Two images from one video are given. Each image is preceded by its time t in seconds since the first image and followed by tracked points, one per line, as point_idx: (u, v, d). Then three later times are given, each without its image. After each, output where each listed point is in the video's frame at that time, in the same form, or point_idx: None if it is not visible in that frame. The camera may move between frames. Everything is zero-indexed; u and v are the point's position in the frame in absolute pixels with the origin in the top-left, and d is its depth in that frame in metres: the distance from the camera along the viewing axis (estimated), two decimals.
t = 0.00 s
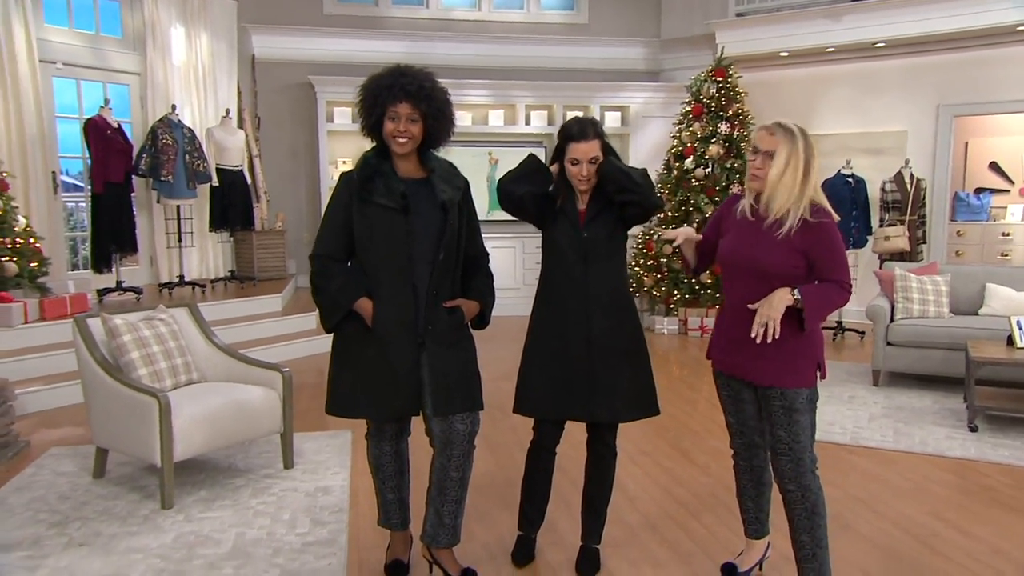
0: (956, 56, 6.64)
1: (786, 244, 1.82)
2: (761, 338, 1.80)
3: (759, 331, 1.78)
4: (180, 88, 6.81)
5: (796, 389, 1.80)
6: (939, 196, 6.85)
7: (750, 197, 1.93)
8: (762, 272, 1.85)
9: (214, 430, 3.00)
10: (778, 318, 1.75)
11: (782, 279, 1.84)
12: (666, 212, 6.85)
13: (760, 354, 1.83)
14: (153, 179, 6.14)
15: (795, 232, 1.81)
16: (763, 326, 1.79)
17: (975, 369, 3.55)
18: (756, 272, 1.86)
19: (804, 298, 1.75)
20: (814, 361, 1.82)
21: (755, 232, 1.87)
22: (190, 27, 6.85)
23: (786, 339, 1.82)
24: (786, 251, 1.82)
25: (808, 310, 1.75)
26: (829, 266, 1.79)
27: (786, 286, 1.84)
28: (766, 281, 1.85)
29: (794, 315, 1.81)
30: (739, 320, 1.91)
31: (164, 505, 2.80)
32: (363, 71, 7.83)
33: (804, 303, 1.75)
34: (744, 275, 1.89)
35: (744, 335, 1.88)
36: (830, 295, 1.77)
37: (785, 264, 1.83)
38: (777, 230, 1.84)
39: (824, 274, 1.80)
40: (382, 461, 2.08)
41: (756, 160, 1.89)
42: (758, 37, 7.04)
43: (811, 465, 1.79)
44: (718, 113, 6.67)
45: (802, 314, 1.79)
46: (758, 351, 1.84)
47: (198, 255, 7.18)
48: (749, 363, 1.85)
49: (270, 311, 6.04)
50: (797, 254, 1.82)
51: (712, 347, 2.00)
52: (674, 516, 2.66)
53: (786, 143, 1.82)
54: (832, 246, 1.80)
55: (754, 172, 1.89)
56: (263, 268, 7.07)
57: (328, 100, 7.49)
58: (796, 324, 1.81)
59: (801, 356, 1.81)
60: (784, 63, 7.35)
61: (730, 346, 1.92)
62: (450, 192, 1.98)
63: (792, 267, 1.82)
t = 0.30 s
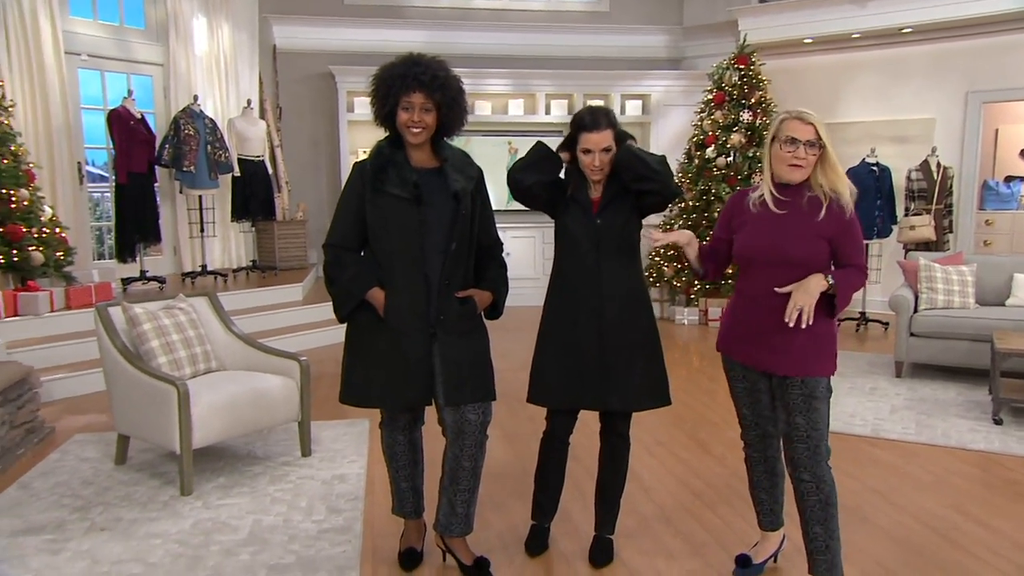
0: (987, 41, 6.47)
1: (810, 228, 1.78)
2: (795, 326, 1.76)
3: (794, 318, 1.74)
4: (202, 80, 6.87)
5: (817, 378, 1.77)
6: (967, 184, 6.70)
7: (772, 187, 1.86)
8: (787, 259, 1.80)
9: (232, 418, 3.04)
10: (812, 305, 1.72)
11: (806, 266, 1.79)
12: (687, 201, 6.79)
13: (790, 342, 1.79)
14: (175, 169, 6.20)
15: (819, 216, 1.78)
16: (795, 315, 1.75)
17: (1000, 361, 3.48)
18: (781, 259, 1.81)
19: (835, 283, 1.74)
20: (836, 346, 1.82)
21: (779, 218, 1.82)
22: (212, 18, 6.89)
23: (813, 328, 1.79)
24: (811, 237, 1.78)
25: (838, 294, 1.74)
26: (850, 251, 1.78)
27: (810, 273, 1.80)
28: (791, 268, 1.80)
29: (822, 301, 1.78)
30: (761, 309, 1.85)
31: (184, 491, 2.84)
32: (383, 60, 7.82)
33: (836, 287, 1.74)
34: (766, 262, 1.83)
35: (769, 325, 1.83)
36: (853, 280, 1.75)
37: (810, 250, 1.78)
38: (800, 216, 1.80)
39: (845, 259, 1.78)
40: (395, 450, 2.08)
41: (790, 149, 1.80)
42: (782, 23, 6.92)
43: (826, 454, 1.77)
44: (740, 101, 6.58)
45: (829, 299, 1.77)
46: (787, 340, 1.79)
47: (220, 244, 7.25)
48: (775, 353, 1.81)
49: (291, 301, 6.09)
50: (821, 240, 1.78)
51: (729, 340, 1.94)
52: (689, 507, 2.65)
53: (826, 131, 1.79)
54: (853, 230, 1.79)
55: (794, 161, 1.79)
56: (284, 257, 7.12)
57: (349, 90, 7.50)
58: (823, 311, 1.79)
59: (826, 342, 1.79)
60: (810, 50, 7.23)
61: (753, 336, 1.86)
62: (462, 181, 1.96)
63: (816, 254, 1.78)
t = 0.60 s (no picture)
0: (1006, 28, 6.37)
1: (818, 219, 1.76)
2: (808, 320, 1.74)
3: (807, 311, 1.71)
4: (214, 71, 6.89)
5: (820, 370, 1.75)
6: (984, 176, 6.63)
7: (775, 181, 1.84)
8: (795, 251, 1.77)
9: (240, 408, 3.06)
10: (825, 297, 1.69)
11: (813, 257, 1.77)
12: (698, 192, 6.75)
13: (802, 336, 1.76)
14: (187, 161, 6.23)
15: (827, 206, 1.76)
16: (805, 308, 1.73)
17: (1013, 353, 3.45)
18: (790, 252, 1.78)
19: (846, 274, 1.71)
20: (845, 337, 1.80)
21: (787, 209, 1.79)
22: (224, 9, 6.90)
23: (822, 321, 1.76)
24: (820, 228, 1.75)
25: (849, 285, 1.72)
26: (858, 240, 1.76)
27: (817, 265, 1.77)
28: (800, 260, 1.78)
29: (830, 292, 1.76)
30: (771, 303, 1.82)
31: (192, 481, 2.86)
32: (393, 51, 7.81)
33: (846, 278, 1.71)
34: (775, 255, 1.80)
35: (779, 319, 1.80)
36: (860, 271, 1.73)
37: (819, 241, 1.76)
38: (808, 207, 1.77)
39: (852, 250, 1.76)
40: (398, 441, 2.09)
41: (790, 140, 1.78)
42: (796, 11, 6.84)
43: (830, 446, 1.76)
44: (754, 90, 6.52)
45: (837, 290, 1.75)
46: (798, 334, 1.76)
47: (232, 235, 7.29)
48: (783, 346, 1.78)
49: (302, 292, 6.12)
50: (828, 230, 1.76)
51: (735, 335, 1.91)
52: (695, 500, 2.64)
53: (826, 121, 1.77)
54: (860, 219, 1.77)
55: (795, 153, 1.77)
56: (296, 248, 7.15)
57: (361, 82, 7.49)
58: (831, 302, 1.76)
59: (836, 334, 1.77)
60: (824, 38, 7.14)
61: (762, 332, 1.82)
62: (463, 172, 1.93)
63: (824, 245, 1.76)
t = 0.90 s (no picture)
0: (1013, 24, 6.32)
1: (811, 218, 1.75)
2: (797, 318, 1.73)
3: (795, 309, 1.70)
4: (219, 69, 6.91)
5: (813, 370, 1.75)
6: (991, 171, 6.58)
7: (770, 181, 1.83)
8: (787, 250, 1.77)
9: (239, 406, 3.06)
10: (814, 295, 1.69)
11: (806, 255, 1.76)
12: (703, 190, 6.73)
13: (790, 335, 1.76)
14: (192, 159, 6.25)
15: (820, 205, 1.75)
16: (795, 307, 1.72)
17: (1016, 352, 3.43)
18: (781, 249, 1.77)
19: (836, 272, 1.70)
20: (838, 336, 1.79)
21: (779, 209, 1.78)
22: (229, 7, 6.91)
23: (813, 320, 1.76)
24: (812, 227, 1.74)
25: (839, 284, 1.70)
26: (852, 239, 1.75)
27: (809, 263, 1.76)
28: (792, 258, 1.77)
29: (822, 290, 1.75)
30: (763, 301, 1.82)
31: (191, 478, 2.87)
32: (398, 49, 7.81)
33: (837, 277, 1.70)
34: (768, 253, 1.80)
35: (770, 317, 1.80)
36: (853, 269, 1.71)
37: (812, 240, 1.74)
38: (801, 206, 1.76)
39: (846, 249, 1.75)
40: (394, 439, 2.09)
41: (784, 139, 1.77)
42: (802, 8, 6.81)
43: (824, 447, 1.75)
44: (758, 88, 6.51)
45: (829, 289, 1.73)
46: (787, 332, 1.76)
47: (237, 233, 7.30)
48: (774, 344, 1.78)
49: (306, 290, 6.12)
50: (821, 229, 1.75)
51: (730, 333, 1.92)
52: (693, 499, 2.63)
53: (820, 119, 1.75)
54: (855, 218, 1.75)
55: (788, 151, 1.76)
56: (301, 247, 7.16)
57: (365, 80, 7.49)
58: (823, 301, 1.75)
59: (827, 332, 1.76)
60: (830, 35, 7.11)
61: (754, 329, 1.83)
62: (456, 171, 1.93)
63: (816, 244, 1.75)
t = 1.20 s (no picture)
0: None
1: (807, 217, 1.74)
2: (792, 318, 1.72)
3: (788, 310, 1.69)
4: (230, 70, 6.94)
5: (811, 372, 1.73)
6: (1003, 171, 6.52)
7: (768, 182, 1.82)
8: (783, 249, 1.76)
9: (243, 406, 3.07)
10: (807, 296, 1.67)
11: (803, 255, 1.74)
12: (712, 190, 6.71)
13: (785, 335, 1.75)
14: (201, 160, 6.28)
15: (817, 205, 1.73)
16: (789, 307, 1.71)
17: None
18: (777, 249, 1.77)
19: (831, 273, 1.68)
20: (835, 337, 1.77)
21: (776, 208, 1.77)
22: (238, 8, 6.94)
23: (811, 321, 1.74)
24: (808, 226, 1.73)
25: (835, 284, 1.68)
26: (850, 239, 1.73)
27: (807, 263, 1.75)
28: (788, 258, 1.76)
29: (819, 291, 1.74)
30: (759, 301, 1.82)
31: (195, 478, 2.88)
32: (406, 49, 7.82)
33: (832, 277, 1.68)
34: (765, 253, 1.79)
35: (766, 318, 1.79)
36: (851, 270, 1.69)
37: (809, 240, 1.73)
38: (797, 206, 1.75)
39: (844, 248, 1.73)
40: (393, 440, 2.09)
41: (782, 139, 1.76)
42: (812, 7, 6.78)
43: (824, 450, 1.74)
44: (768, 88, 6.49)
45: (826, 289, 1.72)
46: (782, 332, 1.76)
47: (246, 234, 7.34)
48: (771, 345, 1.77)
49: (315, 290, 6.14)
50: (818, 229, 1.73)
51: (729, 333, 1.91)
52: (695, 501, 2.62)
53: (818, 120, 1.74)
54: (853, 218, 1.73)
55: (785, 152, 1.76)
56: (310, 247, 7.19)
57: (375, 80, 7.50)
58: (821, 302, 1.74)
59: (824, 333, 1.75)
60: (840, 34, 7.08)
61: (751, 329, 1.82)
62: (455, 172, 1.93)
63: (814, 243, 1.73)
